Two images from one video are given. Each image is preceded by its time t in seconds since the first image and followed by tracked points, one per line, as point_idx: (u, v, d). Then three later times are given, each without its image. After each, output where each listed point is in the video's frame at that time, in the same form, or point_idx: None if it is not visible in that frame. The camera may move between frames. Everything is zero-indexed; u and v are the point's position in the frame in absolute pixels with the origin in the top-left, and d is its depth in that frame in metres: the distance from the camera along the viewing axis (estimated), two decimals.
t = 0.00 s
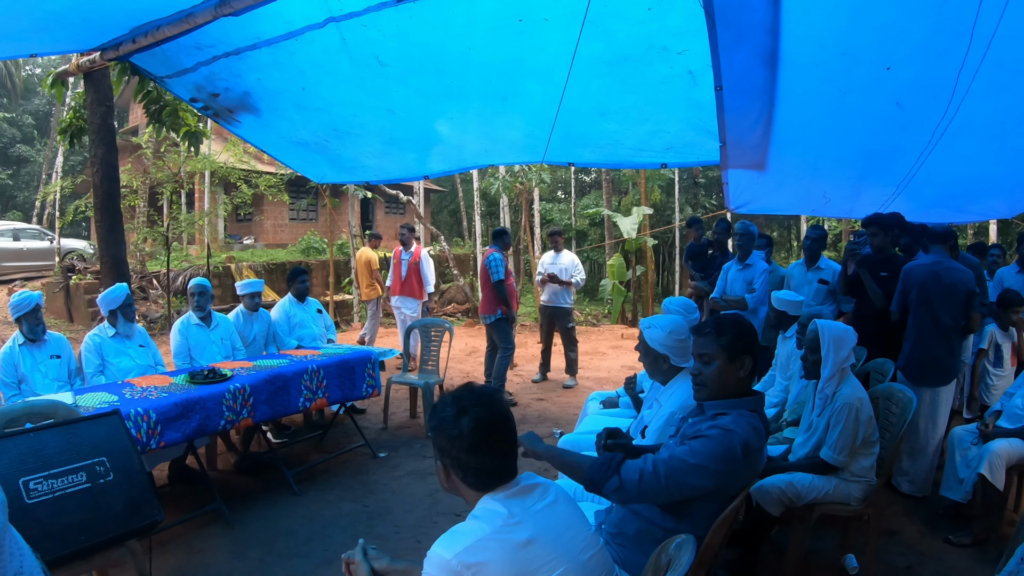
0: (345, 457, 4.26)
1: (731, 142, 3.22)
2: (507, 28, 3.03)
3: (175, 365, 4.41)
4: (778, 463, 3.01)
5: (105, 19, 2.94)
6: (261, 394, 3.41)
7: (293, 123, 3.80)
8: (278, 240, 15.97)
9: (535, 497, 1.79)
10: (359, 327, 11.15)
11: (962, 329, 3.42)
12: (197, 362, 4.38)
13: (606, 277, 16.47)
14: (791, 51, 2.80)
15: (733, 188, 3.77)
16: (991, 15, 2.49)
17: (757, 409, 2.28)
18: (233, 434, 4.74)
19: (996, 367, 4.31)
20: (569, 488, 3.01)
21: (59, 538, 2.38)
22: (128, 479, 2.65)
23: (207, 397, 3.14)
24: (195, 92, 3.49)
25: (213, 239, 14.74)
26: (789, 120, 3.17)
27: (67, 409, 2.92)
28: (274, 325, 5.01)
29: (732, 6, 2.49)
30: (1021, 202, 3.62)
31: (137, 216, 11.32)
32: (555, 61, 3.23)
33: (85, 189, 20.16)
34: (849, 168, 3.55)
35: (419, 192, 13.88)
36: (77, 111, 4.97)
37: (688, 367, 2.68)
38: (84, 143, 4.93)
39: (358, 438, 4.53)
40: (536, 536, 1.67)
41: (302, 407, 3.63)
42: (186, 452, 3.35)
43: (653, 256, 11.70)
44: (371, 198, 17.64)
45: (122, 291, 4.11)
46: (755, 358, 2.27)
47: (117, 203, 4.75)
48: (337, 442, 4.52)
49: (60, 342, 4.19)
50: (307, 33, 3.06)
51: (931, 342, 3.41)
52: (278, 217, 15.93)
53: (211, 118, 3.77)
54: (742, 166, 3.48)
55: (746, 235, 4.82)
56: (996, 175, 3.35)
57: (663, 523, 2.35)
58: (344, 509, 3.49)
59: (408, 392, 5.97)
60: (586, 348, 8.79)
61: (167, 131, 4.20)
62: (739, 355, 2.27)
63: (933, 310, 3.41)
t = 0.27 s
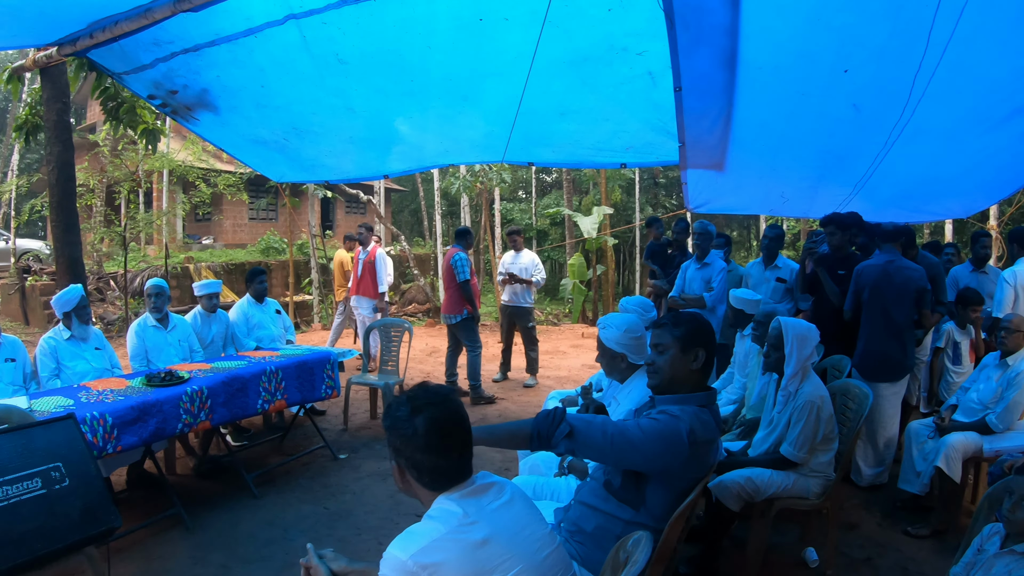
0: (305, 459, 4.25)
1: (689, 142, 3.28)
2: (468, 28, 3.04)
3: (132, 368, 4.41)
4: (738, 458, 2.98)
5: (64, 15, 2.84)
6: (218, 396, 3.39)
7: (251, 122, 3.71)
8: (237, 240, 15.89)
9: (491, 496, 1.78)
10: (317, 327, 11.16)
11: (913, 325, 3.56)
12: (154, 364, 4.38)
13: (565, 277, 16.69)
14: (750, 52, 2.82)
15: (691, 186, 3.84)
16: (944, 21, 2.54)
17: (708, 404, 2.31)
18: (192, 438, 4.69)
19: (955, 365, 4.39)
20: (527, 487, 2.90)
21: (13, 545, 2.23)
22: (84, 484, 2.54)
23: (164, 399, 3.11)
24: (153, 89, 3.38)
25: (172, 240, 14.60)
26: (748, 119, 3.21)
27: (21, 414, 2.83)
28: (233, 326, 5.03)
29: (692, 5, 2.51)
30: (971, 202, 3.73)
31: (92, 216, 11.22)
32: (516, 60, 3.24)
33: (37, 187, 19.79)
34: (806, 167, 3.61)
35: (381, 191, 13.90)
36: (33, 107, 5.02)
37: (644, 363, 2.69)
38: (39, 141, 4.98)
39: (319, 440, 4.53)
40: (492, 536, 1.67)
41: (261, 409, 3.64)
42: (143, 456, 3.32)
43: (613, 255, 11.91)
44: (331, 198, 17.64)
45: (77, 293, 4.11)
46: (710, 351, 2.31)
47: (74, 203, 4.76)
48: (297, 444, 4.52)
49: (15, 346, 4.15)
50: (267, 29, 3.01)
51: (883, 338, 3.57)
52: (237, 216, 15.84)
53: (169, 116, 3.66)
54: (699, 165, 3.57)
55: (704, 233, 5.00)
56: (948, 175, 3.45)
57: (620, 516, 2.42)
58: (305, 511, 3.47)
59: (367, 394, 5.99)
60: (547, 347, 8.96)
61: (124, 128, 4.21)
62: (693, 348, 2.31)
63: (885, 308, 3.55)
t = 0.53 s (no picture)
0: (258, 463, 4.26)
1: (645, 144, 3.33)
2: (425, 28, 3.04)
3: (83, 371, 4.39)
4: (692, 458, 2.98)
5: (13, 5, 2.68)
6: (169, 400, 3.43)
7: (206, 120, 3.61)
8: (192, 240, 15.68)
9: (437, 500, 1.77)
10: (272, 329, 11.10)
11: (865, 325, 3.67)
12: (105, 367, 4.38)
13: (521, 278, 16.84)
14: (706, 56, 2.83)
15: (648, 189, 3.89)
16: (897, 28, 2.60)
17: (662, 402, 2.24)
18: (142, 444, 4.64)
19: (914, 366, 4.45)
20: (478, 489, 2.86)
21: None
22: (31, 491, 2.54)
23: (114, 404, 3.13)
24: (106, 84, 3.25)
25: (126, 239, 14.32)
26: (703, 123, 3.24)
27: None
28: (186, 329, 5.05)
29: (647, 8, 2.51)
30: (922, 205, 3.86)
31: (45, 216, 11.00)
32: (472, 61, 3.27)
33: None
34: (760, 169, 3.67)
35: (338, 192, 13.86)
36: None
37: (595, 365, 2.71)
38: None
39: (272, 444, 4.55)
40: (438, 540, 1.67)
41: (213, 412, 3.69)
42: (93, 461, 3.32)
43: (570, 257, 12.11)
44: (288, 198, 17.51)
45: (27, 295, 4.08)
46: (662, 351, 2.25)
47: (24, 199, 5.00)
48: (251, 449, 4.53)
49: None
50: (222, 26, 2.93)
51: (839, 337, 3.66)
52: (192, 216, 15.63)
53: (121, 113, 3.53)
54: (655, 168, 3.63)
55: (657, 236, 5.06)
56: (899, 177, 3.56)
57: (573, 517, 2.35)
58: (258, 516, 3.47)
59: (321, 398, 6.02)
60: (504, 349, 9.12)
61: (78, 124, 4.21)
62: (646, 348, 2.25)
63: (840, 309, 3.64)
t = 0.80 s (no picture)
0: (214, 469, 4.26)
1: (603, 146, 3.34)
2: (383, 28, 3.04)
3: (35, 377, 4.38)
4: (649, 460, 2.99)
5: None
6: (123, 405, 3.43)
7: (162, 119, 3.53)
8: (149, 241, 15.44)
9: (385, 506, 1.78)
10: (230, 333, 11.03)
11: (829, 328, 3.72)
12: (57, 372, 4.37)
13: (480, 279, 16.94)
14: (663, 59, 2.83)
15: (604, 192, 3.92)
16: (855, 35, 2.65)
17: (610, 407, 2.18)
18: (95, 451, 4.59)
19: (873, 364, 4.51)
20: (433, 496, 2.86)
21: None
22: None
23: (66, 410, 3.11)
24: (61, 82, 3.09)
25: (81, 240, 14.03)
26: (660, 127, 3.25)
27: None
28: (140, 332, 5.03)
29: (606, 12, 2.51)
30: (877, 207, 3.98)
31: None
32: (429, 63, 3.29)
33: None
34: (718, 173, 3.70)
35: (296, 193, 13.71)
36: None
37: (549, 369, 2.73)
38: None
39: (229, 449, 4.56)
40: (385, 547, 1.68)
41: (167, 418, 3.71)
42: (46, 468, 3.30)
43: (529, 259, 12.21)
44: (244, 199, 17.35)
45: None
46: (612, 358, 2.17)
47: None
48: (207, 454, 4.53)
49: None
50: (178, 23, 2.86)
51: (804, 339, 3.70)
52: (149, 217, 15.39)
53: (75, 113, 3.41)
54: (614, 171, 3.65)
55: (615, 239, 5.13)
56: (854, 179, 3.64)
57: (525, 520, 2.33)
58: (216, 523, 3.48)
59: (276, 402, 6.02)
60: (462, 352, 9.21)
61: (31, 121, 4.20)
62: (596, 353, 2.17)
63: (806, 312, 3.67)
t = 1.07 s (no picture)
0: (165, 477, 4.22)
1: (556, 150, 3.34)
2: (336, 30, 3.04)
3: None
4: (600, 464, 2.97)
5: None
6: (70, 413, 3.38)
7: (111, 118, 3.45)
8: (100, 243, 15.03)
9: (329, 516, 1.72)
10: (182, 338, 10.82)
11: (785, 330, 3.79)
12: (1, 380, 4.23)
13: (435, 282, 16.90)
14: (614, 64, 2.83)
15: (558, 196, 3.95)
16: (806, 43, 2.70)
17: (562, 415, 2.13)
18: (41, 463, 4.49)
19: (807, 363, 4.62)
20: (381, 503, 2.83)
21: None
22: None
23: (10, 419, 3.06)
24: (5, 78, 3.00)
25: (26, 242, 13.53)
26: (612, 132, 3.27)
27: None
28: (87, 337, 4.89)
29: (558, 16, 2.50)
30: (826, 210, 4.08)
31: None
32: (381, 65, 3.31)
33: None
34: (670, 177, 3.75)
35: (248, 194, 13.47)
36: None
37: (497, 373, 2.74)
38: None
39: (179, 457, 4.52)
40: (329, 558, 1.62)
41: (116, 425, 3.67)
42: None
43: (484, 262, 12.22)
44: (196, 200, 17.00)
45: None
46: (550, 369, 2.12)
47: None
48: (157, 462, 4.48)
49: None
50: (129, 20, 2.81)
51: (759, 344, 3.75)
52: (100, 218, 14.97)
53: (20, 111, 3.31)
54: (567, 174, 3.66)
55: (566, 242, 5.12)
56: (802, 183, 3.72)
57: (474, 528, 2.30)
58: (166, 533, 3.45)
59: (226, 408, 5.96)
60: (416, 355, 9.21)
61: None
62: (534, 364, 2.12)
63: (765, 315, 3.71)
